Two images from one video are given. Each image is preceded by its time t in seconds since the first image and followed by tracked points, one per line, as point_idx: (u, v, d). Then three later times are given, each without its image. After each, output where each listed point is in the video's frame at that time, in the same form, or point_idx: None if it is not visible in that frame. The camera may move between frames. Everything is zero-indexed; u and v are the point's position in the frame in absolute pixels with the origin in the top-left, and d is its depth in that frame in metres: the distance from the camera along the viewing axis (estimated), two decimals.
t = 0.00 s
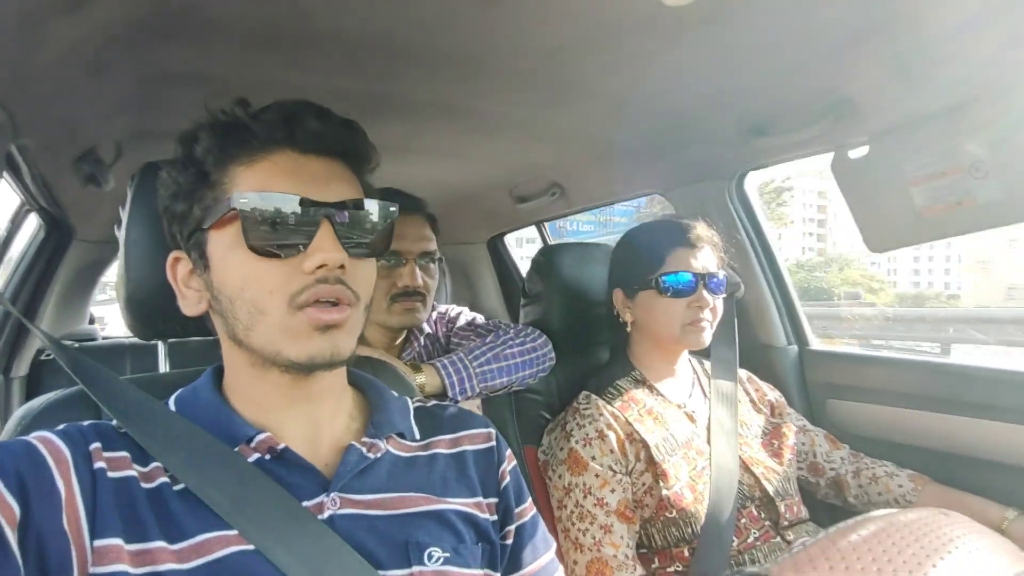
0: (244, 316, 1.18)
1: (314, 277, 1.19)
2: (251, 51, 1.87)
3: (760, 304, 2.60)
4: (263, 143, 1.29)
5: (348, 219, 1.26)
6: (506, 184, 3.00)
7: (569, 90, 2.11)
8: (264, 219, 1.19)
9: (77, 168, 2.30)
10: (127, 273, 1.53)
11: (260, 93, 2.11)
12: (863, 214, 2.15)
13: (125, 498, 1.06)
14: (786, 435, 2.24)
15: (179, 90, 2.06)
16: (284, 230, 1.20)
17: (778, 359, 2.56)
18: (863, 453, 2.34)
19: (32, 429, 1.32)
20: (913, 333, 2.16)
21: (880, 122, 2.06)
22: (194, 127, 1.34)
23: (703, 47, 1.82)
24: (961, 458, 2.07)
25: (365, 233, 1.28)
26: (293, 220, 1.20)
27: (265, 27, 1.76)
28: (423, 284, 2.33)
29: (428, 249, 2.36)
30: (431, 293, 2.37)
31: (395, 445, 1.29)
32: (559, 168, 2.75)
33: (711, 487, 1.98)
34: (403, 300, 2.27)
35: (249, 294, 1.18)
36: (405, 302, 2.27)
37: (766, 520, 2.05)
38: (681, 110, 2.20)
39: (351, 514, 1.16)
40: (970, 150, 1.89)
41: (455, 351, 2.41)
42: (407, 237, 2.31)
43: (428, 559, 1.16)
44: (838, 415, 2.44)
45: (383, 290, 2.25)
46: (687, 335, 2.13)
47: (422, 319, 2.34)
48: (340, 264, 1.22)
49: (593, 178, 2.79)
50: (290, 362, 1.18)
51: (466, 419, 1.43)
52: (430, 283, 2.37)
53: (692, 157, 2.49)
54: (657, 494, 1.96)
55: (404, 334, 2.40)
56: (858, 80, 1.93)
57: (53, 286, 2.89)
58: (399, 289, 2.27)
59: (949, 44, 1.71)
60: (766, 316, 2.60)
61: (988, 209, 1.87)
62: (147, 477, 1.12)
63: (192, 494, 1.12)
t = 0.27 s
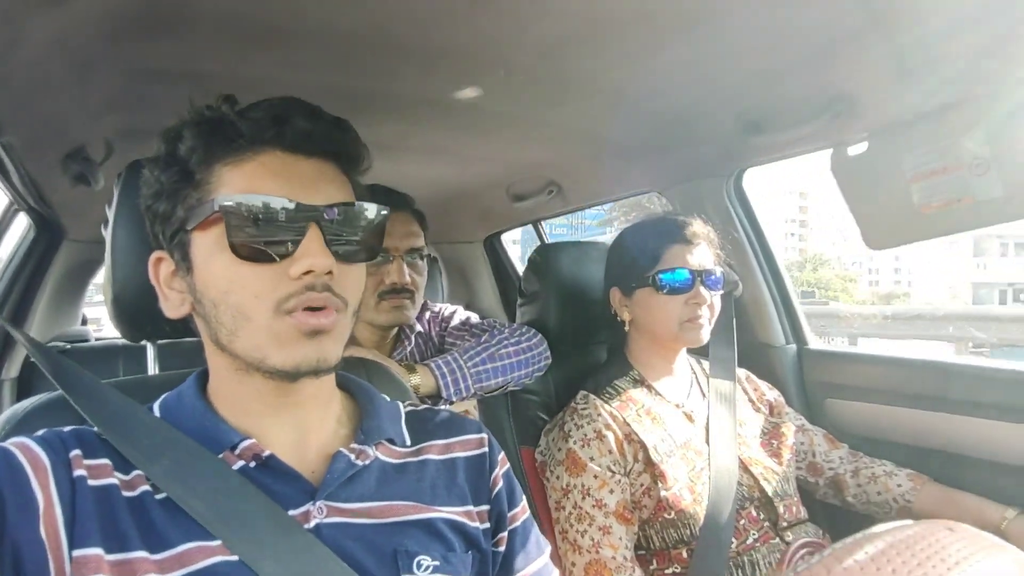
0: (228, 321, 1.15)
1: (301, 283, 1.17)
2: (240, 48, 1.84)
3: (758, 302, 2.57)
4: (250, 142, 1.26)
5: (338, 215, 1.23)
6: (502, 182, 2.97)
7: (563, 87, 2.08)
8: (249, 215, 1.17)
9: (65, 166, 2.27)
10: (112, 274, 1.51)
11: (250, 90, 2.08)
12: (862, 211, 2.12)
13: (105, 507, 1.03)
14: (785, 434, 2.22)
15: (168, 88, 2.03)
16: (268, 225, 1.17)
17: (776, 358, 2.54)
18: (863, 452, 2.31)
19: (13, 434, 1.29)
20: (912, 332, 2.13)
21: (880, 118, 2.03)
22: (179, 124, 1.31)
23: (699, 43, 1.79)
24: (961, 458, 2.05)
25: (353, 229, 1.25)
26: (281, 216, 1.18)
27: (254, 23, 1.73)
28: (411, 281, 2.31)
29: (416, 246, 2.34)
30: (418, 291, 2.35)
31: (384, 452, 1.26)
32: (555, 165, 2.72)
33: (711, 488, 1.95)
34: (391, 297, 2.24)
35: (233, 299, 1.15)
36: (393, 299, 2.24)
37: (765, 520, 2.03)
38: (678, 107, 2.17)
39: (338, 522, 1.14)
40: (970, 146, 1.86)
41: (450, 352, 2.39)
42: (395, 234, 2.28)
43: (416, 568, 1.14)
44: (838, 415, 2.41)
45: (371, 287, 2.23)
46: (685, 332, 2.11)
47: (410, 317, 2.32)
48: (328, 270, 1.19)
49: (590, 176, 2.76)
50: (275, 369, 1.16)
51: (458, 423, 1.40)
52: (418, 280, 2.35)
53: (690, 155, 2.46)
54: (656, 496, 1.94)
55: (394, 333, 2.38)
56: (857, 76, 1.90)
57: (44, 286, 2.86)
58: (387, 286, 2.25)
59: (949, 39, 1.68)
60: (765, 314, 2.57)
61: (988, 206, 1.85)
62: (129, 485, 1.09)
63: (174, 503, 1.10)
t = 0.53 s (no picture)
0: (230, 326, 1.15)
1: (304, 288, 1.16)
2: (242, 50, 1.84)
3: (763, 304, 2.56)
4: (257, 148, 1.25)
5: (339, 219, 1.22)
6: (505, 183, 2.96)
7: (566, 88, 2.07)
8: (252, 219, 1.17)
9: (68, 169, 2.28)
10: (116, 277, 1.51)
11: (253, 93, 2.08)
12: (867, 213, 2.11)
13: (107, 513, 1.03)
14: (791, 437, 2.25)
15: (170, 90, 2.03)
16: (270, 228, 1.16)
17: (781, 359, 2.53)
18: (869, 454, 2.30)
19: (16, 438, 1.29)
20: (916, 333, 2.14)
21: (885, 119, 2.02)
22: (186, 128, 1.31)
23: (701, 44, 1.79)
24: (967, 460, 2.04)
25: (355, 237, 1.24)
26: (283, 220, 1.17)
27: (256, 26, 1.72)
28: (422, 284, 2.31)
29: (427, 248, 2.34)
30: (427, 293, 2.35)
31: (386, 454, 1.26)
32: (558, 166, 2.72)
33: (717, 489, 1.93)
34: (401, 299, 2.24)
35: (236, 303, 1.15)
36: (403, 301, 2.24)
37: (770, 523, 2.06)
38: (681, 108, 2.16)
39: (340, 527, 1.13)
40: (978, 149, 1.83)
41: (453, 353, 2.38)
42: (406, 236, 2.28)
43: (419, 572, 1.13)
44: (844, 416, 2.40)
45: (381, 289, 2.22)
46: (690, 333, 2.09)
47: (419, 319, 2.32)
48: (332, 276, 1.19)
49: (593, 177, 2.75)
50: (278, 375, 1.15)
51: (459, 425, 1.40)
52: (427, 282, 2.35)
53: (694, 156, 2.46)
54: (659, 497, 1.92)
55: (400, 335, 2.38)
56: (861, 78, 1.89)
57: (48, 289, 2.87)
58: (397, 288, 2.24)
59: (953, 40, 1.67)
60: (769, 316, 2.56)
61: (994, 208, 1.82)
62: (130, 491, 1.09)
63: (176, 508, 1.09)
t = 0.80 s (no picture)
0: (233, 322, 1.15)
1: (306, 283, 1.16)
2: (245, 45, 1.83)
3: (766, 304, 2.55)
4: (258, 144, 1.25)
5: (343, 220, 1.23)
6: (508, 180, 2.96)
7: (570, 85, 2.07)
8: (256, 220, 1.17)
9: (72, 164, 2.27)
10: (119, 274, 1.51)
11: (256, 88, 2.08)
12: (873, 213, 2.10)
13: (111, 511, 1.03)
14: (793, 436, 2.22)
15: (173, 86, 2.03)
16: (277, 231, 1.17)
17: (784, 359, 2.53)
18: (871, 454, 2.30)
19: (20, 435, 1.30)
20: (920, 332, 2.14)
21: (890, 119, 2.01)
22: (187, 125, 1.31)
23: (706, 42, 1.78)
24: (969, 462, 2.03)
25: (360, 235, 1.25)
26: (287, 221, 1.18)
27: (259, 21, 1.72)
28: (427, 281, 2.30)
29: (433, 246, 2.34)
30: (433, 290, 2.34)
31: (388, 455, 1.26)
32: (561, 163, 2.71)
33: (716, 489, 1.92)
34: (407, 296, 2.24)
35: (238, 299, 1.15)
36: (409, 298, 2.24)
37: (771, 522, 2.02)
38: (686, 106, 2.15)
39: (342, 527, 1.13)
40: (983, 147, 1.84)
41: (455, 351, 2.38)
42: (413, 233, 2.28)
43: (420, 572, 1.14)
44: (847, 417, 2.40)
45: (387, 286, 2.22)
46: (692, 332, 2.09)
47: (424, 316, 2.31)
48: (334, 270, 1.19)
49: (597, 175, 2.75)
50: (280, 370, 1.15)
51: (460, 424, 1.40)
52: (433, 279, 2.35)
53: (697, 155, 2.45)
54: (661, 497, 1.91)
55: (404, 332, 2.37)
56: (866, 77, 1.88)
57: (51, 284, 2.87)
58: (403, 285, 2.24)
59: (958, 41, 1.67)
60: (773, 316, 2.56)
61: (1001, 210, 1.83)
62: (135, 489, 1.09)
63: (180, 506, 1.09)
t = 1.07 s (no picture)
0: (241, 313, 1.16)
1: (313, 276, 1.17)
2: (248, 43, 1.85)
3: (766, 299, 2.56)
4: (267, 138, 1.27)
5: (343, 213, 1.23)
6: (509, 177, 2.97)
7: (570, 81, 2.08)
8: (263, 211, 1.18)
9: (76, 161, 2.29)
10: (124, 268, 1.52)
11: (259, 85, 2.09)
12: (873, 207, 2.10)
13: (116, 499, 1.05)
14: (792, 430, 2.22)
15: (176, 83, 2.04)
16: (283, 222, 1.18)
17: (784, 354, 2.54)
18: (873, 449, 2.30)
19: (26, 425, 1.31)
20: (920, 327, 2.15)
21: (890, 114, 2.02)
22: (196, 118, 1.32)
23: (705, 37, 1.79)
24: (969, 455, 2.04)
25: (362, 225, 1.26)
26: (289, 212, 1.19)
27: (262, 18, 1.73)
28: (428, 277, 2.31)
29: (433, 243, 2.36)
30: (434, 286, 2.36)
31: (390, 446, 1.27)
32: (562, 160, 2.72)
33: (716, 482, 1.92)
34: (408, 292, 2.26)
35: (246, 291, 1.16)
36: (409, 294, 2.25)
37: (771, 516, 2.03)
38: (685, 102, 2.16)
39: (344, 516, 1.15)
40: (982, 141, 1.84)
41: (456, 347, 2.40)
42: (414, 230, 2.31)
43: (421, 561, 1.15)
44: (846, 412, 2.41)
45: (388, 282, 2.24)
46: (691, 327, 2.10)
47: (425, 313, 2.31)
48: (341, 264, 1.20)
49: (597, 171, 2.76)
50: (288, 361, 1.16)
51: (461, 416, 1.42)
52: (434, 276, 2.37)
53: (697, 151, 2.46)
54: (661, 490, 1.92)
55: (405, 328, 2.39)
56: (865, 72, 1.89)
57: (55, 280, 2.89)
58: (403, 281, 2.26)
59: (957, 35, 1.67)
60: (773, 312, 2.56)
61: (999, 203, 1.82)
62: (139, 477, 1.11)
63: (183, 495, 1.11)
